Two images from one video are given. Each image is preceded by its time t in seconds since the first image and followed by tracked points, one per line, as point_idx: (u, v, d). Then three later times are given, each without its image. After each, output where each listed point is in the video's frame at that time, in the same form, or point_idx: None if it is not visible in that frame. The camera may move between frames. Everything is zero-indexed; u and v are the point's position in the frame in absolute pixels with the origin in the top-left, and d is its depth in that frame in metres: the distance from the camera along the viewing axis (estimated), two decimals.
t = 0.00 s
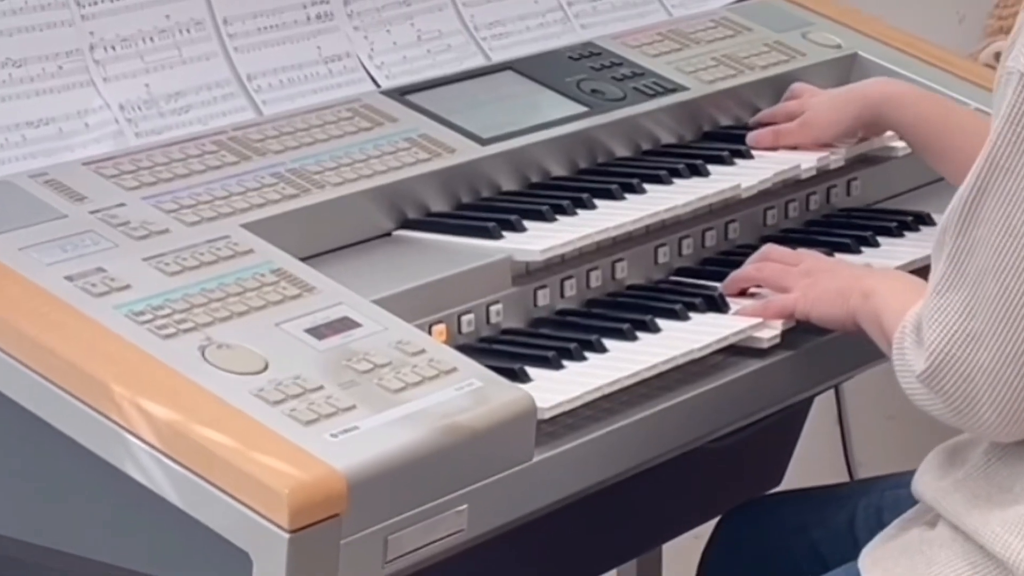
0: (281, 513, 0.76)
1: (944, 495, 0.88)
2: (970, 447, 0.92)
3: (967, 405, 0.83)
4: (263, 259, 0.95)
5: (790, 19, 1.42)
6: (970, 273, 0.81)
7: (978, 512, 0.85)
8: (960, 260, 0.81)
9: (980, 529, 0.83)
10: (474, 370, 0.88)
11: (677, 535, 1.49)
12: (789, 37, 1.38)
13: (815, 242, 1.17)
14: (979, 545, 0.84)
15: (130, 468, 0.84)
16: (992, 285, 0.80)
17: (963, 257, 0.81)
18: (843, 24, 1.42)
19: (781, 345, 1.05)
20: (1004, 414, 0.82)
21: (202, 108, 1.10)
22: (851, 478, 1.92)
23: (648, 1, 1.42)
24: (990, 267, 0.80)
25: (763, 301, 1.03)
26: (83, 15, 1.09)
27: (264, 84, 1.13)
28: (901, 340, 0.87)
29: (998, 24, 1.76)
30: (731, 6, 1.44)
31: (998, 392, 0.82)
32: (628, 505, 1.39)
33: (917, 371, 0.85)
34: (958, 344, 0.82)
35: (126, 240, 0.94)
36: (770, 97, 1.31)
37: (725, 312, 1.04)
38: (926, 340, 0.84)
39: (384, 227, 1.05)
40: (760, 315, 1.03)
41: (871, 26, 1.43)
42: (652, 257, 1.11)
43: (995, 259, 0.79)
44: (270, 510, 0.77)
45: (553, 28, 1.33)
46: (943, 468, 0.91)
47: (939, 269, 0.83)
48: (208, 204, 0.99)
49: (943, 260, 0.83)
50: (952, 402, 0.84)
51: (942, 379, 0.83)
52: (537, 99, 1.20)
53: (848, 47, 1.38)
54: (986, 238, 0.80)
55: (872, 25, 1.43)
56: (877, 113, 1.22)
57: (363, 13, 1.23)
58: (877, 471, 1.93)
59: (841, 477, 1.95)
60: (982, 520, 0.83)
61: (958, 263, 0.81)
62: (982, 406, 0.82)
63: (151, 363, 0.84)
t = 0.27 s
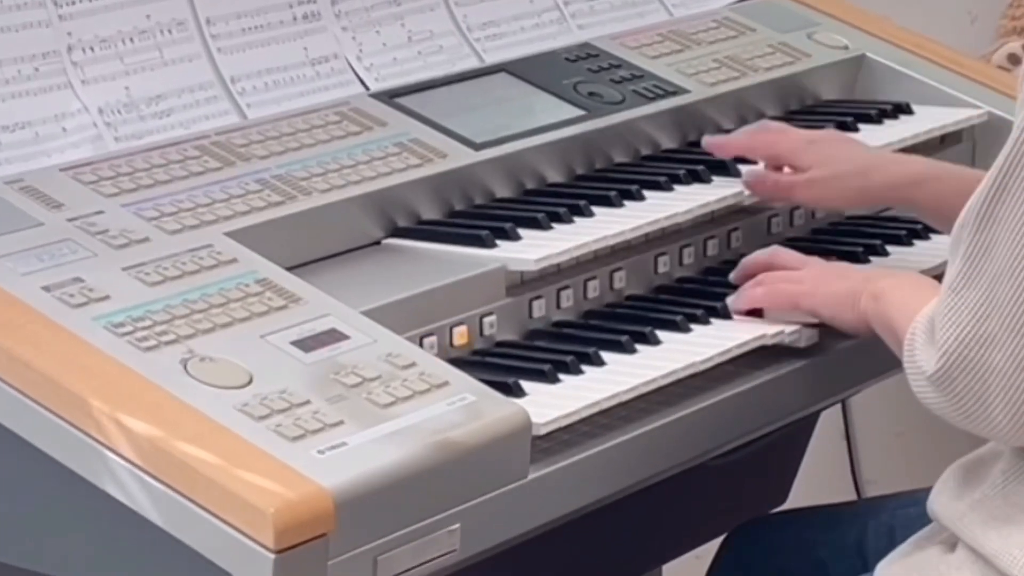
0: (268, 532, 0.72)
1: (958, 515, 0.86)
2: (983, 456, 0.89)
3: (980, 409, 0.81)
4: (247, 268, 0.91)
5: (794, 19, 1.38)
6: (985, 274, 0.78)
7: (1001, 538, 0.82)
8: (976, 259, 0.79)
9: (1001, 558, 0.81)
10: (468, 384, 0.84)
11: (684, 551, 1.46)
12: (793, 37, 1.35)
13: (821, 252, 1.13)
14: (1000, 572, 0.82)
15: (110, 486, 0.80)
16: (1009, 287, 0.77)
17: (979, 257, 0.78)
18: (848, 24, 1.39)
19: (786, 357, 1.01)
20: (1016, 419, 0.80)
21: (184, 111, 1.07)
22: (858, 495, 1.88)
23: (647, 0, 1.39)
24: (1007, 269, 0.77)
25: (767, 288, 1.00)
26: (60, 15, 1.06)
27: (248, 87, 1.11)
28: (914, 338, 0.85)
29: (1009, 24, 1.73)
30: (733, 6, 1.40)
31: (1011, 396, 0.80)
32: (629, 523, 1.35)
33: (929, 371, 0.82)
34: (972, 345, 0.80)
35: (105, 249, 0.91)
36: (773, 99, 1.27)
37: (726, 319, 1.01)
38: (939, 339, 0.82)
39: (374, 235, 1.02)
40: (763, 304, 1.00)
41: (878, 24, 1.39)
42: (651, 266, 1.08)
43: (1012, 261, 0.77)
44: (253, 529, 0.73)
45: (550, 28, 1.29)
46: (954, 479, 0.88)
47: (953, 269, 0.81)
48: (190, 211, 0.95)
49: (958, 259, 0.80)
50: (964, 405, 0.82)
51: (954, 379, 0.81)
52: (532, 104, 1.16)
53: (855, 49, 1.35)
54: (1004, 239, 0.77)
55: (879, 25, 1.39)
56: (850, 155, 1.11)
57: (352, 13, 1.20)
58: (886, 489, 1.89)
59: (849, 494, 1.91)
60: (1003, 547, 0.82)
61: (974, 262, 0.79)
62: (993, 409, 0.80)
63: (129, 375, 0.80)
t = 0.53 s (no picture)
0: (268, 533, 0.72)
1: (955, 520, 0.88)
2: (976, 458, 0.91)
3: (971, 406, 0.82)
4: (247, 268, 0.91)
5: (794, 19, 1.38)
6: (974, 273, 0.79)
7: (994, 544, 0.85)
8: (965, 259, 0.79)
9: (997, 564, 0.84)
10: (468, 384, 0.84)
11: (683, 552, 1.46)
12: (793, 38, 1.35)
13: (821, 253, 1.13)
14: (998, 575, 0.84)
15: (111, 486, 0.80)
16: (999, 286, 0.78)
17: (967, 256, 0.79)
18: (849, 24, 1.39)
19: (786, 357, 1.01)
20: (1007, 415, 0.81)
21: (185, 111, 1.07)
22: (858, 495, 1.88)
23: (647, 0, 1.38)
24: (996, 268, 0.78)
25: (765, 288, 1.00)
26: (60, 15, 1.06)
27: (247, 88, 1.11)
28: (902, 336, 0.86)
29: (1010, 24, 1.72)
30: (733, 6, 1.40)
31: (1001, 393, 0.80)
32: (628, 524, 1.35)
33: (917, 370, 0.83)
34: (960, 344, 0.80)
35: (105, 249, 0.91)
36: (772, 99, 1.27)
37: (726, 318, 1.01)
38: (927, 338, 0.82)
39: (374, 235, 1.02)
40: (762, 303, 1.00)
41: (879, 25, 1.39)
42: (652, 266, 1.08)
43: (1002, 260, 0.78)
44: (254, 529, 0.73)
45: (550, 28, 1.30)
46: (950, 483, 0.91)
47: (942, 268, 0.81)
48: (191, 211, 0.95)
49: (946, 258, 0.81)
50: (955, 402, 0.83)
51: (944, 376, 0.82)
52: (532, 104, 1.16)
53: (855, 49, 1.35)
54: (994, 238, 0.78)
55: (880, 25, 1.39)
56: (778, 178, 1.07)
57: (352, 13, 1.20)
58: (886, 489, 1.89)
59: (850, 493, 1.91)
60: (999, 553, 0.84)
61: (962, 261, 0.79)
62: (985, 406, 0.81)
63: (130, 375, 0.80)
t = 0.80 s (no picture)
0: (269, 533, 0.72)
1: (952, 523, 0.88)
2: (973, 460, 0.92)
3: (971, 420, 0.83)
4: (247, 268, 0.91)
5: (794, 19, 1.38)
6: (973, 290, 0.80)
7: (991, 546, 0.85)
8: (964, 277, 0.80)
9: (995, 567, 0.84)
10: (468, 384, 0.83)
11: (683, 552, 1.46)
12: (793, 38, 1.35)
13: (821, 253, 1.13)
14: None
15: (111, 487, 0.80)
16: (1001, 303, 0.79)
17: (967, 274, 0.80)
18: (849, 24, 1.39)
19: (786, 357, 1.01)
20: (1008, 428, 0.82)
21: (185, 111, 1.07)
22: (858, 495, 1.88)
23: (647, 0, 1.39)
24: (996, 286, 0.79)
25: (768, 297, 1.01)
26: (60, 15, 1.06)
27: (247, 88, 1.11)
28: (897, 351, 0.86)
29: (1010, 24, 1.72)
30: (733, 6, 1.40)
31: (1002, 407, 0.81)
32: (628, 524, 1.35)
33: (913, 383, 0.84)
34: (961, 359, 0.81)
35: (105, 249, 0.91)
36: (772, 99, 1.27)
37: (726, 318, 1.01)
38: (925, 353, 0.83)
39: (374, 235, 1.02)
40: (765, 312, 1.00)
41: (880, 25, 1.39)
42: (652, 266, 1.08)
43: (1001, 278, 0.79)
44: (255, 529, 0.73)
45: (550, 28, 1.30)
46: (946, 486, 0.91)
47: (940, 285, 0.82)
48: (191, 211, 0.95)
49: (944, 275, 0.82)
50: (955, 415, 0.83)
51: (943, 390, 0.83)
52: (532, 104, 1.16)
53: (855, 49, 1.35)
54: (993, 256, 0.79)
55: (880, 25, 1.39)
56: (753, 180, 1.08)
57: (352, 13, 1.20)
58: (886, 489, 1.89)
59: (850, 494, 1.91)
60: (997, 556, 0.85)
61: (962, 278, 0.80)
62: (985, 419, 0.82)
63: (131, 375, 0.80)
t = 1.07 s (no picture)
0: (269, 533, 0.72)
1: (951, 527, 0.88)
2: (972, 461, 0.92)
3: (968, 424, 0.83)
4: (247, 268, 0.91)
5: (794, 19, 1.38)
6: (969, 300, 0.80)
7: (991, 549, 0.85)
8: (960, 286, 0.80)
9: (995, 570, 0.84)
10: (468, 384, 0.83)
11: (682, 552, 1.46)
12: (794, 38, 1.35)
13: (821, 253, 1.13)
14: None
15: (111, 487, 0.80)
16: (996, 313, 0.79)
17: (962, 283, 0.80)
18: (849, 24, 1.39)
19: (786, 357, 1.01)
20: (1003, 434, 0.82)
21: (185, 111, 1.07)
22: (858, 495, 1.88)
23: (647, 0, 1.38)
24: (991, 296, 0.79)
25: (768, 296, 1.01)
26: (60, 15, 1.06)
27: (247, 88, 1.11)
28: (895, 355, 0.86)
29: (1010, 23, 1.72)
30: (734, 6, 1.40)
31: (998, 413, 0.82)
32: (627, 524, 1.35)
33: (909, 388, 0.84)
34: (958, 366, 0.81)
35: (105, 249, 0.91)
36: (772, 99, 1.27)
37: (726, 318, 1.01)
38: (921, 359, 0.83)
39: (374, 235, 1.02)
40: (764, 311, 1.00)
41: (880, 25, 1.39)
42: (652, 266, 1.08)
43: (997, 288, 0.79)
44: (255, 529, 0.73)
45: (550, 28, 1.30)
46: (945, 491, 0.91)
47: (936, 293, 0.82)
48: (191, 211, 0.95)
49: (940, 283, 0.82)
50: (952, 420, 0.83)
51: (938, 396, 0.83)
52: (533, 104, 1.16)
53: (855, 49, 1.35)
54: (988, 266, 0.79)
55: (880, 25, 1.39)
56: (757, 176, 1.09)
57: (352, 13, 1.20)
58: (886, 488, 1.89)
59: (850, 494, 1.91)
60: (997, 560, 0.84)
61: (958, 287, 0.80)
62: (981, 425, 0.82)
63: (131, 375, 0.80)
